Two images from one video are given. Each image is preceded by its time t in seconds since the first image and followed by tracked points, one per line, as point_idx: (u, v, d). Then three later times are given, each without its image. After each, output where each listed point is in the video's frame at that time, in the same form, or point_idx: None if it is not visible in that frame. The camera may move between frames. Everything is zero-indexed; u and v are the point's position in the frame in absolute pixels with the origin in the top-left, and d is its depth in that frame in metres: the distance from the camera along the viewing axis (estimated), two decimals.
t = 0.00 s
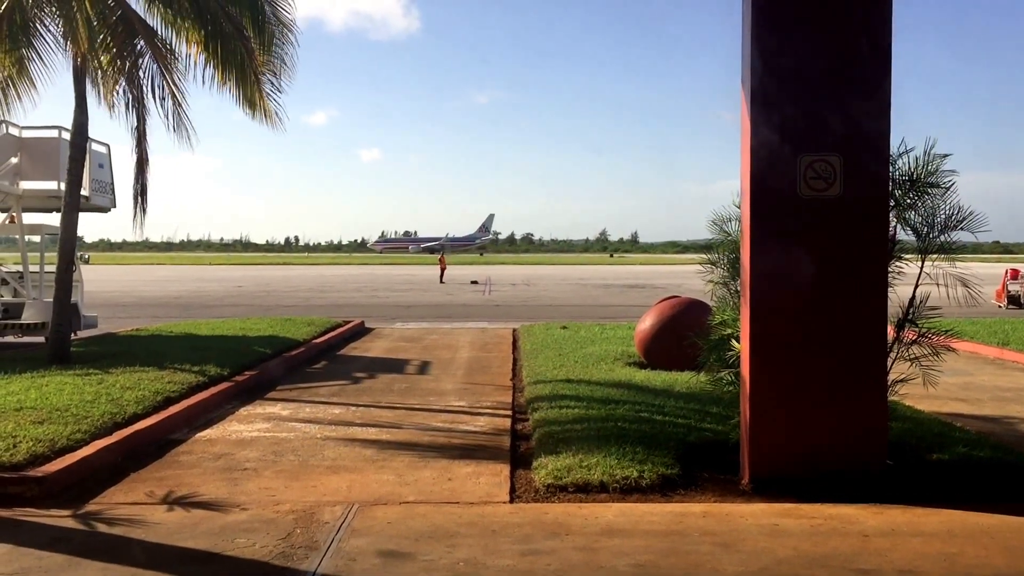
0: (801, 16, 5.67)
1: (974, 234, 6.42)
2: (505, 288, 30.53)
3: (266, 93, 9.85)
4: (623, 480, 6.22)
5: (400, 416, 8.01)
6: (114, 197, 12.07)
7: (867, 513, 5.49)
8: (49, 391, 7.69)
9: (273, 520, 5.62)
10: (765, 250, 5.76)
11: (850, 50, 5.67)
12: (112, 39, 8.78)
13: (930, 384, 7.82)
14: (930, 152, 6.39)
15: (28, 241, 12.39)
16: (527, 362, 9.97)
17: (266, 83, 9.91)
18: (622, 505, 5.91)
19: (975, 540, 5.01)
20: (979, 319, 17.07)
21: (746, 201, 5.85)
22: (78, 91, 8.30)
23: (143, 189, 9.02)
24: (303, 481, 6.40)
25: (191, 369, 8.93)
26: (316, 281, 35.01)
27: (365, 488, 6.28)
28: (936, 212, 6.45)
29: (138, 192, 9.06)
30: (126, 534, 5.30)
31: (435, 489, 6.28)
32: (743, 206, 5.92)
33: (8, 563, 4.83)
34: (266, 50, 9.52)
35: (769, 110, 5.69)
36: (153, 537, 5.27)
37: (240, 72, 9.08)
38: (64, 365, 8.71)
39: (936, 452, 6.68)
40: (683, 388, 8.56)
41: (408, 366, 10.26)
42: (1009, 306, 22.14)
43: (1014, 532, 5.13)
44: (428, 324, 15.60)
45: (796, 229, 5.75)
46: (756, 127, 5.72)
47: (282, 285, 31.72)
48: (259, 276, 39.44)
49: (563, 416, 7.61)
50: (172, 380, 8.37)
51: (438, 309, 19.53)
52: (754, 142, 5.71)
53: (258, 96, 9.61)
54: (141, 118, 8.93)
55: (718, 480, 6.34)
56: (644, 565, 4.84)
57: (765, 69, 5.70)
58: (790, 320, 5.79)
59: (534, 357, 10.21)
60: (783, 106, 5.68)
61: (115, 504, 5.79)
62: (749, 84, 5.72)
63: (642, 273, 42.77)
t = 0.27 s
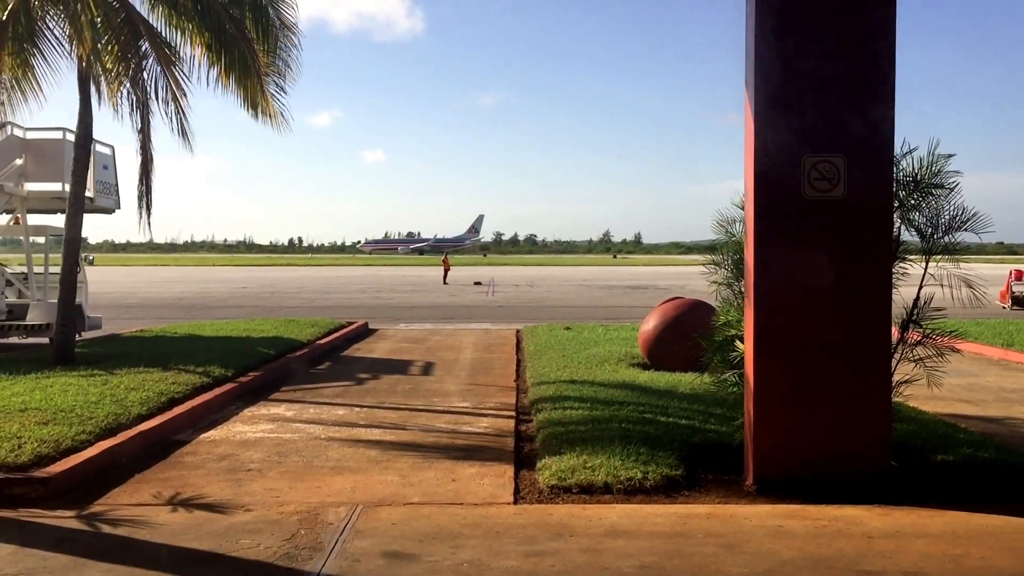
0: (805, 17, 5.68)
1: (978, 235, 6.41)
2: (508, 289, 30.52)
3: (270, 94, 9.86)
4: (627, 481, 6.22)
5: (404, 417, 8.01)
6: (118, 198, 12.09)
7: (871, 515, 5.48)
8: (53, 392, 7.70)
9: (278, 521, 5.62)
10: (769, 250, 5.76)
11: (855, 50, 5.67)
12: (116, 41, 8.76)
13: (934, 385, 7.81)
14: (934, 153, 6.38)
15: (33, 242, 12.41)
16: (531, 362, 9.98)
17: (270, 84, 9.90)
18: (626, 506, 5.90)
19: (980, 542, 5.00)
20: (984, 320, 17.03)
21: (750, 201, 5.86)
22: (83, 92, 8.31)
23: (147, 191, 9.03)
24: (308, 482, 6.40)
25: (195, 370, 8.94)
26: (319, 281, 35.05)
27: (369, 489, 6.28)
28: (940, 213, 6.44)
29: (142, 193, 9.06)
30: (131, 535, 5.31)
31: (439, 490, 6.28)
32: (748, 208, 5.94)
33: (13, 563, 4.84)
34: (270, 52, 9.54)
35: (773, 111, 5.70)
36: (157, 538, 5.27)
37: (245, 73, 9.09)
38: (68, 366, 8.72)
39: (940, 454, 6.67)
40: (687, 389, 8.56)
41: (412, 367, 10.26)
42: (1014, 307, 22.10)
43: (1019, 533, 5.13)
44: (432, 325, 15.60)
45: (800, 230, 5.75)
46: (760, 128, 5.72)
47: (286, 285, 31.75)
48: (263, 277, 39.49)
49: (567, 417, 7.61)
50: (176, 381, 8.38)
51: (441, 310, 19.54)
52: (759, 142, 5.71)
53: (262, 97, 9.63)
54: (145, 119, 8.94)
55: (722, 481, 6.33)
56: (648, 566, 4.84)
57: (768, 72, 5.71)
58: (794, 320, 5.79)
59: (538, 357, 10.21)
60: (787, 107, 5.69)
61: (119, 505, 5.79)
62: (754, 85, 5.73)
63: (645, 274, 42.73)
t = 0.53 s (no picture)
0: (814, 17, 5.67)
1: (987, 235, 6.39)
2: (515, 289, 30.54)
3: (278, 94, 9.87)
4: (635, 481, 6.21)
5: (411, 417, 8.01)
6: (126, 198, 12.12)
7: (880, 515, 5.47)
8: (62, 392, 7.72)
9: (285, 520, 5.63)
10: (778, 250, 5.75)
11: (863, 50, 5.65)
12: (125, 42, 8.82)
13: (942, 386, 7.78)
14: (943, 152, 6.36)
15: (41, 242, 12.45)
16: (538, 362, 9.98)
17: (278, 85, 9.92)
18: (633, 506, 5.90)
19: (989, 543, 4.99)
20: (994, 320, 16.98)
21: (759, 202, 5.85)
22: (92, 92, 8.33)
23: (156, 191, 9.05)
24: (315, 481, 6.41)
25: (203, 369, 8.96)
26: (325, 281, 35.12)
27: (377, 489, 6.28)
28: (949, 213, 6.42)
29: (151, 193, 9.08)
30: (139, 534, 5.32)
31: (446, 490, 6.28)
32: (757, 208, 5.92)
33: (22, 563, 4.85)
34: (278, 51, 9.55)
35: (781, 111, 5.69)
36: (165, 538, 5.28)
37: (253, 72, 9.09)
38: (77, 365, 8.74)
39: (949, 454, 6.65)
40: (694, 389, 8.55)
41: (419, 367, 10.26)
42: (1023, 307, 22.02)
43: None
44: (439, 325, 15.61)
45: (809, 230, 5.74)
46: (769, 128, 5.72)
47: (292, 285, 31.82)
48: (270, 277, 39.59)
49: (574, 417, 7.60)
50: (184, 380, 8.40)
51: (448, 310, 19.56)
52: (767, 143, 5.71)
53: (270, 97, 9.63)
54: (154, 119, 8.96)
55: (729, 481, 6.32)
56: (656, 566, 4.83)
57: (776, 72, 5.70)
58: (803, 321, 5.78)
59: (545, 358, 10.21)
60: (795, 107, 5.68)
61: (127, 504, 5.80)
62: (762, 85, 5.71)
63: (651, 274, 42.74)
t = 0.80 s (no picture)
0: (830, 16, 5.64)
1: (1005, 236, 6.36)
2: (527, 289, 30.57)
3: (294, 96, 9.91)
4: (649, 482, 6.20)
5: (425, 417, 8.03)
6: (143, 199, 12.19)
7: (896, 517, 5.44)
8: (79, 391, 7.77)
9: (301, 520, 5.65)
10: (793, 251, 5.74)
11: (879, 50, 5.63)
12: (142, 44, 8.88)
13: (959, 387, 7.74)
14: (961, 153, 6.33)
15: (58, 242, 12.53)
16: (552, 363, 9.99)
17: (293, 85, 9.97)
18: (648, 507, 5.89)
19: (1006, 545, 4.96)
20: (1011, 322, 16.87)
21: (774, 202, 5.84)
22: (108, 92, 8.38)
23: (173, 192, 9.09)
24: (330, 481, 6.42)
25: (218, 369, 9.00)
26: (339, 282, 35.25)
27: (392, 489, 6.30)
28: (966, 214, 6.39)
29: (168, 194, 9.12)
30: (155, 533, 5.34)
31: (460, 490, 6.29)
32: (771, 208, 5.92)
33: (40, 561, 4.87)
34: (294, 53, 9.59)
35: (796, 110, 5.68)
36: (182, 537, 5.31)
37: (269, 74, 9.13)
38: (94, 365, 8.80)
39: (965, 456, 6.62)
40: (708, 390, 8.53)
41: (433, 367, 10.28)
42: None
43: None
44: (453, 325, 15.64)
45: (824, 230, 5.72)
46: (784, 128, 5.71)
47: (306, 285, 31.96)
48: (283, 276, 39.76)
49: (588, 418, 7.60)
50: (199, 380, 8.43)
51: (462, 310, 19.61)
52: (782, 143, 5.70)
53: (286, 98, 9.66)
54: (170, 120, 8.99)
55: (744, 482, 6.31)
56: (670, 567, 4.82)
57: (792, 71, 5.68)
58: (818, 322, 5.76)
59: (559, 358, 10.22)
60: (810, 106, 5.67)
61: (144, 503, 5.83)
62: (777, 85, 5.70)
63: (663, 275, 42.68)
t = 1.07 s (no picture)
0: (857, 15, 5.61)
1: None
2: (548, 290, 30.54)
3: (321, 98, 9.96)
4: (674, 483, 6.19)
5: (449, 417, 8.05)
6: (170, 200, 12.30)
7: (923, 520, 5.41)
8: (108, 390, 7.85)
9: (326, 519, 5.68)
10: (819, 251, 5.72)
11: (907, 49, 5.59)
12: (171, 47, 8.94)
13: (988, 390, 7.67)
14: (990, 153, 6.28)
15: (87, 243, 12.67)
16: (576, 363, 10.00)
17: (320, 88, 9.98)
18: (673, 508, 5.88)
19: None
20: None
21: (800, 202, 5.82)
22: (137, 94, 8.46)
23: (200, 193, 9.16)
24: (356, 480, 6.46)
25: (244, 369, 9.06)
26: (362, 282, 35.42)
27: (417, 489, 6.32)
28: (995, 215, 6.33)
29: (195, 195, 9.18)
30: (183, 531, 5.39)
31: (485, 490, 6.31)
32: (798, 208, 5.90)
33: (70, 557, 4.92)
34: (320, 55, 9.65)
35: (823, 110, 5.66)
36: (209, 535, 5.35)
37: (296, 75, 9.16)
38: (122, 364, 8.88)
39: (994, 459, 6.55)
40: (733, 392, 8.49)
41: (456, 367, 10.31)
42: None
43: None
44: (476, 326, 15.66)
45: (851, 230, 5.69)
46: (810, 128, 5.69)
47: (330, 285, 32.13)
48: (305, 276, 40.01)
49: (612, 419, 7.59)
50: (226, 379, 8.50)
51: (484, 311, 19.65)
52: (808, 143, 5.69)
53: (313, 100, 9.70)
54: (198, 122, 9.06)
55: (769, 484, 6.28)
56: (695, 569, 4.81)
57: (818, 71, 5.66)
58: (845, 323, 5.73)
59: (583, 359, 10.22)
60: (837, 106, 5.64)
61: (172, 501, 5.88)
62: (803, 85, 5.69)
63: (684, 276, 42.54)
